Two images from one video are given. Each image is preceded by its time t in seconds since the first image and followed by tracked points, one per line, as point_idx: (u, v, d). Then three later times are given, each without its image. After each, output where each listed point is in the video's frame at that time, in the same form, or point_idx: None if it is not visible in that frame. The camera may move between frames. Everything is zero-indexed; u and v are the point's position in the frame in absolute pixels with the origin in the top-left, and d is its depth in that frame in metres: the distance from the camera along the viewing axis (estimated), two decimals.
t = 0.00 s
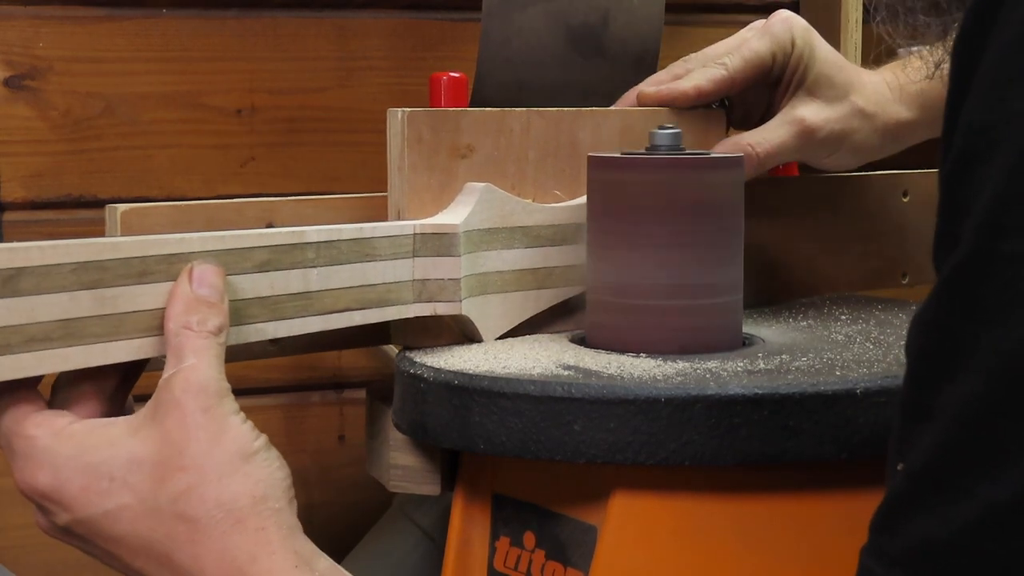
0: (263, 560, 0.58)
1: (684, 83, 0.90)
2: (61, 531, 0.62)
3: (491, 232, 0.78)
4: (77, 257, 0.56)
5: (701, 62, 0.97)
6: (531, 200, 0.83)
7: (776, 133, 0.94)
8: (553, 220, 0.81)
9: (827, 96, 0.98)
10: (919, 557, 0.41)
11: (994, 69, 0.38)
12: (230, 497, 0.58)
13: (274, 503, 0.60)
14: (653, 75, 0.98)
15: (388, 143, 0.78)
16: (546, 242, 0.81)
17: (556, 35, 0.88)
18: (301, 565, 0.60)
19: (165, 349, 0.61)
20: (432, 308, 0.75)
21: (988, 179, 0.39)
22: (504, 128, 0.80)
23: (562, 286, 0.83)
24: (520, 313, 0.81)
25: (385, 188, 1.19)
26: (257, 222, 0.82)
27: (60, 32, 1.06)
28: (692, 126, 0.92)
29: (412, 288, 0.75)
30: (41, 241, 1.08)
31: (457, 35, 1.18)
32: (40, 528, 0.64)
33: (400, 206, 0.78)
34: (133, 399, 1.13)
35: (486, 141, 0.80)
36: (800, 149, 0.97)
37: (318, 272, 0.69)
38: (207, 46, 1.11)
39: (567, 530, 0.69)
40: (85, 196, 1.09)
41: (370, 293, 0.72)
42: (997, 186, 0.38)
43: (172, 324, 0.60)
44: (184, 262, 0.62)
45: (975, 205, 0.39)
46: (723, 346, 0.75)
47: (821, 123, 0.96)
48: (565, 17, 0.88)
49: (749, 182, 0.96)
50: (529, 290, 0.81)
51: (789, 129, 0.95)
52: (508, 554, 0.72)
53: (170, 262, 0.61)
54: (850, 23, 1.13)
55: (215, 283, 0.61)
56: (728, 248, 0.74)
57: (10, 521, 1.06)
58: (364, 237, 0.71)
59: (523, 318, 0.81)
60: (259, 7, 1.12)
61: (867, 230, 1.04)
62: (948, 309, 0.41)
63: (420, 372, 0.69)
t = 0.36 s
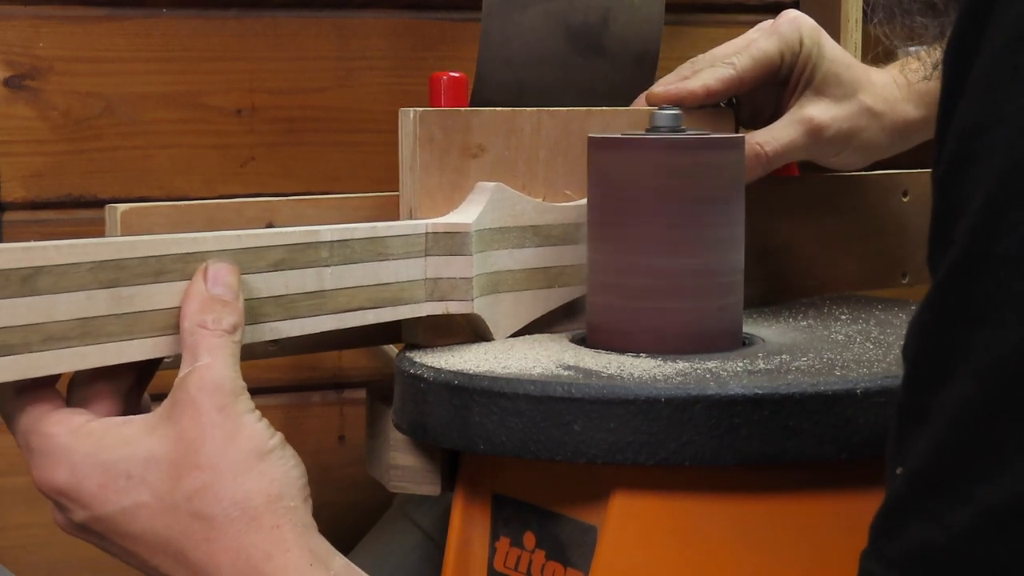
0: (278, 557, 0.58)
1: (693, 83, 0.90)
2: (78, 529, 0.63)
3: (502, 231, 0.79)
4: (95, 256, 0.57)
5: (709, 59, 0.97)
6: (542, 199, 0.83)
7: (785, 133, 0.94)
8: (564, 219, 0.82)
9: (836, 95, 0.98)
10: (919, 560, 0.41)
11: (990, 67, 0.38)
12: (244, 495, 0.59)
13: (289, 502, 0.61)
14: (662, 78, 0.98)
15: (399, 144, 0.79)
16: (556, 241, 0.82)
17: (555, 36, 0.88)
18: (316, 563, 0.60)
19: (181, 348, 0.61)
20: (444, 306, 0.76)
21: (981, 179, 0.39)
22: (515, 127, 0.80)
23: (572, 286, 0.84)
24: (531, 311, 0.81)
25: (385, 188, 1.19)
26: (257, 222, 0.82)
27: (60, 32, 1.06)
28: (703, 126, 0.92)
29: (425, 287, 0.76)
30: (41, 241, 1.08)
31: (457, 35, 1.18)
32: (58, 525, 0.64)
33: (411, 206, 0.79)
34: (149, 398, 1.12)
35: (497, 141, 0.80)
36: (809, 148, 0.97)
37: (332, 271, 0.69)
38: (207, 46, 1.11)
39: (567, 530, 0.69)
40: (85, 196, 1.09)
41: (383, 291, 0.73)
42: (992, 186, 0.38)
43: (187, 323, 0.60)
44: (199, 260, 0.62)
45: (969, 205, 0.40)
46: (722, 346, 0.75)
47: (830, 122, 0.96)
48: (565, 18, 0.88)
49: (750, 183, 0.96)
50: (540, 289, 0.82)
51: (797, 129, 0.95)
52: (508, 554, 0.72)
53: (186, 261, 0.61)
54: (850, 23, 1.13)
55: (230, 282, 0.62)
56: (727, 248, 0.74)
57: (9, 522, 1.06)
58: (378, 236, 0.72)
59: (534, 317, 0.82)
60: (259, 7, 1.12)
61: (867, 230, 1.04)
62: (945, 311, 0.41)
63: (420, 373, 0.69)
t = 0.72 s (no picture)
0: (293, 552, 0.60)
1: (706, 83, 0.90)
2: (95, 521, 0.65)
3: (517, 230, 0.79)
4: (120, 255, 0.58)
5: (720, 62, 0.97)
6: (556, 198, 0.83)
7: (796, 134, 0.94)
8: (578, 218, 0.83)
9: (849, 97, 0.98)
10: (920, 559, 0.41)
11: (985, 64, 0.38)
12: (261, 491, 0.60)
13: (306, 498, 0.62)
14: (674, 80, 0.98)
15: (417, 142, 0.79)
16: (571, 240, 0.82)
17: (555, 36, 0.88)
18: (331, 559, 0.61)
19: (202, 345, 0.62)
20: (461, 304, 0.77)
21: (977, 177, 0.39)
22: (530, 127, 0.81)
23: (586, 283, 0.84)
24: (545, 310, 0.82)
25: (385, 189, 1.19)
26: (257, 222, 0.82)
27: (60, 32, 1.06)
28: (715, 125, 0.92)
29: (442, 285, 0.76)
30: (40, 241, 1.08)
31: (457, 35, 1.18)
32: (76, 516, 0.66)
33: (428, 205, 0.80)
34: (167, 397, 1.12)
35: (513, 141, 0.82)
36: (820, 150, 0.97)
37: (350, 270, 0.70)
38: (207, 46, 1.11)
39: (567, 530, 0.69)
40: (85, 196, 1.09)
41: (401, 290, 0.73)
42: (988, 183, 0.38)
43: (208, 320, 0.61)
44: (223, 258, 0.63)
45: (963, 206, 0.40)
46: (722, 346, 0.75)
47: (841, 124, 0.97)
48: (565, 18, 0.88)
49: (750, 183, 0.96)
50: (554, 287, 0.82)
51: (809, 130, 0.95)
52: (508, 554, 0.72)
53: (209, 258, 0.62)
54: (850, 23, 1.13)
55: (252, 281, 0.63)
56: (727, 247, 0.74)
57: (9, 522, 1.06)
58: (395, 234, 0.72)
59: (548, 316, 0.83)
60: (259, 7, 1.12)
61: (866, 229, 1.04)
62: (942, 310, 0.41)
63: (420, 373, 0.69)
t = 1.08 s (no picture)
0: (310, 549, 0.60)
1: (715, 83, 0.90)
2: (114, 519, 0.65)
3: (531, 230, 0.80)
4: (138, 255, 0.59)
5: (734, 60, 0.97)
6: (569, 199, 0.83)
7: (807, 134, 0.94)
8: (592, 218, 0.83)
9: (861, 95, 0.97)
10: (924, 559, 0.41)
11: (982, 66, 0.38)
12: (278, 488, 0.60)
13: (322, 496, 0.62)
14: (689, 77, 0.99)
15: (430, 142, 0.80)
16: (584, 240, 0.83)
17: (554, 36, 0.88)
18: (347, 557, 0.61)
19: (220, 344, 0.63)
20: (475, 303, 0.77)
21: (976, 177, 0.39)
22: (543, 127, 0.81)
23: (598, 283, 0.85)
24: (558, 308, 0.83)
25: (385, 189, 1.18)
26: (257, 222, 0.82)
27: (60, 32, 1.06)
28: (723, 126, 0.92)
29: (455, 285, 0.77)
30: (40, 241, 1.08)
31: (458, 35, 1.18)
32: (95, 515, 0.66)
33: (441, 205, 0.80)
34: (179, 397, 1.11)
35: (525, 141, 0.82)
36: (830, 150, 0.96)
37: (366, 269, 0.70)
38: (207, 46, 1.11)
39: (567, 530, 0.69)
40: (85, 196, 1.09)
41: (416, 289, 0.74)
42: (988, 184, 0.38)
43: (227, 319, 0.62)
44: (240, 258, 0.64)
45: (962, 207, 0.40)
46: (722, 346, 0.75)
47: (853, 123, 0.96)
48: (565, 18, 0.88)
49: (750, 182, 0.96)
50: (566, 286, 0.83)
51: (820, 130, 0.94)
52: (508, 554, 0.72)
53: (226, 258, 0.63)
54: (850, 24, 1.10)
55: (269, 280, 0.64)
56: (727, 248, 0.74)
57: (9, 522, 1.06)
58: (410, 234, 0.73)
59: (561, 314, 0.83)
60: (259, 7, 1.12)
61: (866, 229, 1.04)
62: (942, 312, 0.41)
63: (420, 373, 0.69)
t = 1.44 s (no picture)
0: (329, 543, 0.60)
1: (726, 83, 0.91)
2: (134, 510, 0.65)
3: (546, 228, 0.81)
4: (161, 253, 0.59)
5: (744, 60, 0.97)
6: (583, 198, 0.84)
7: (818, 131, 0.94)
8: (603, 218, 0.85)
9: (873, 90, 0.97)
10: (936, 562, 0.41)
11: (992, 70, 0.39)
12: (297, 483, 0.60)
13: (341, 492, 0.62)
14: (700, 71, 0.99)
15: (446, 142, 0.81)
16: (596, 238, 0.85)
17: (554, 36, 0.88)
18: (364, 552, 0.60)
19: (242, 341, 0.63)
20: (491, 301, 0.78)
21: (987, 182, 0.39)
22: (557, 127, 0.82)
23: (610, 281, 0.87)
24: (571, 306, 0.84)
25: (385, 189, 1.18)
26: (257, 222, 0.82)
27: (60, 33, 1.06)
28: (734, 127, 0.92)
29: (472, 283, 0.78)
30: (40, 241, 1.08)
31: (458, 35, 1.18)
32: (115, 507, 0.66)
33: (458, 205, 0.81)
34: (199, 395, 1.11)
35: (540, 140, 0.82)
36: (840, 147, 0.97)
37: (384, 267, 0.71)
38: (207, 46, 1.11)
39: (567, 530, 0.69)
40: (85, 196, 1.09)
41: (432, 287, 0.75)
42: (998, 191, 0.39)
43: (247, 315, 0.62)
44: (261, 257, 0.64)
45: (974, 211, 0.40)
46: (722, 345, 0.75)
47: (863, 120, 0.96)
48: (565, 18, 0.88)
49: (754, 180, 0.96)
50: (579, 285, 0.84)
51: (830, 128, 0.95)
52: (508, 554, 0.72)
53: (246, 257, 0.64)
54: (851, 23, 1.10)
55: (290, 277, 0.64)
56: (726, 248, 0.74)
57: (8, 522, 1.06)
58: (427, 233, 0.74)
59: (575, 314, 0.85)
60: (259, 7, 1.12)
61: (866, 229, 1.04)
62: (950, 317, 0.41)
63: (420, 373, 0.69)
